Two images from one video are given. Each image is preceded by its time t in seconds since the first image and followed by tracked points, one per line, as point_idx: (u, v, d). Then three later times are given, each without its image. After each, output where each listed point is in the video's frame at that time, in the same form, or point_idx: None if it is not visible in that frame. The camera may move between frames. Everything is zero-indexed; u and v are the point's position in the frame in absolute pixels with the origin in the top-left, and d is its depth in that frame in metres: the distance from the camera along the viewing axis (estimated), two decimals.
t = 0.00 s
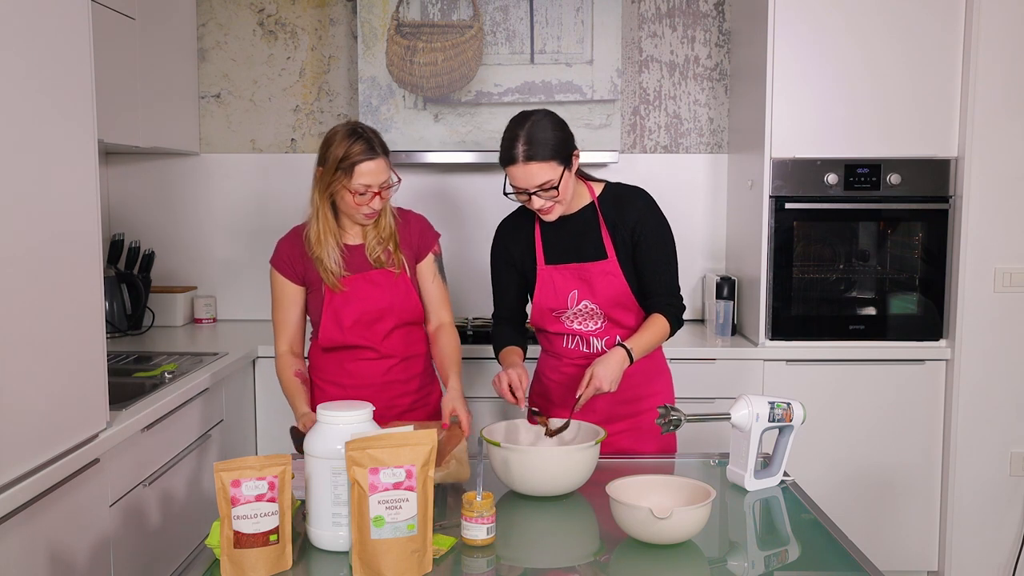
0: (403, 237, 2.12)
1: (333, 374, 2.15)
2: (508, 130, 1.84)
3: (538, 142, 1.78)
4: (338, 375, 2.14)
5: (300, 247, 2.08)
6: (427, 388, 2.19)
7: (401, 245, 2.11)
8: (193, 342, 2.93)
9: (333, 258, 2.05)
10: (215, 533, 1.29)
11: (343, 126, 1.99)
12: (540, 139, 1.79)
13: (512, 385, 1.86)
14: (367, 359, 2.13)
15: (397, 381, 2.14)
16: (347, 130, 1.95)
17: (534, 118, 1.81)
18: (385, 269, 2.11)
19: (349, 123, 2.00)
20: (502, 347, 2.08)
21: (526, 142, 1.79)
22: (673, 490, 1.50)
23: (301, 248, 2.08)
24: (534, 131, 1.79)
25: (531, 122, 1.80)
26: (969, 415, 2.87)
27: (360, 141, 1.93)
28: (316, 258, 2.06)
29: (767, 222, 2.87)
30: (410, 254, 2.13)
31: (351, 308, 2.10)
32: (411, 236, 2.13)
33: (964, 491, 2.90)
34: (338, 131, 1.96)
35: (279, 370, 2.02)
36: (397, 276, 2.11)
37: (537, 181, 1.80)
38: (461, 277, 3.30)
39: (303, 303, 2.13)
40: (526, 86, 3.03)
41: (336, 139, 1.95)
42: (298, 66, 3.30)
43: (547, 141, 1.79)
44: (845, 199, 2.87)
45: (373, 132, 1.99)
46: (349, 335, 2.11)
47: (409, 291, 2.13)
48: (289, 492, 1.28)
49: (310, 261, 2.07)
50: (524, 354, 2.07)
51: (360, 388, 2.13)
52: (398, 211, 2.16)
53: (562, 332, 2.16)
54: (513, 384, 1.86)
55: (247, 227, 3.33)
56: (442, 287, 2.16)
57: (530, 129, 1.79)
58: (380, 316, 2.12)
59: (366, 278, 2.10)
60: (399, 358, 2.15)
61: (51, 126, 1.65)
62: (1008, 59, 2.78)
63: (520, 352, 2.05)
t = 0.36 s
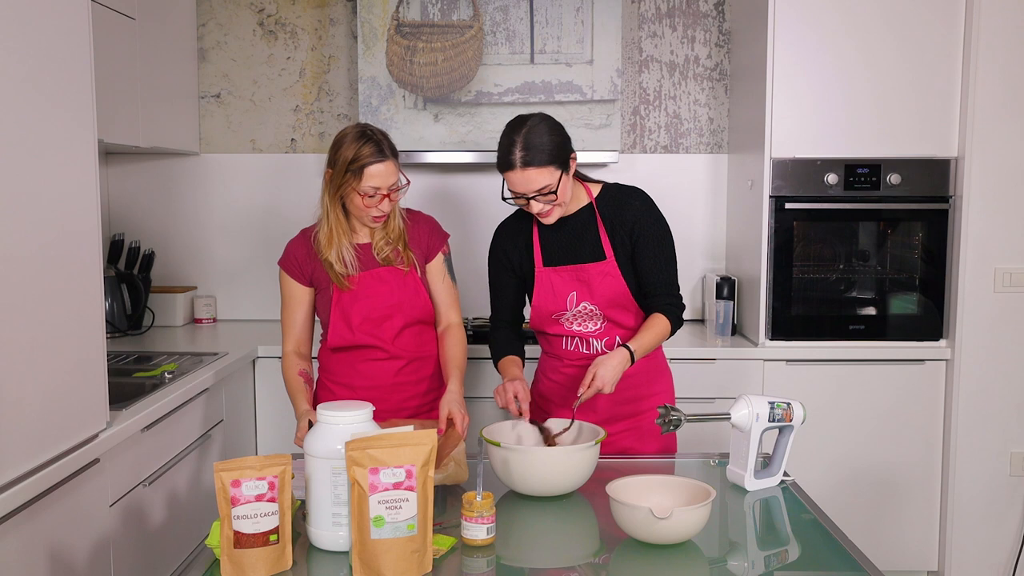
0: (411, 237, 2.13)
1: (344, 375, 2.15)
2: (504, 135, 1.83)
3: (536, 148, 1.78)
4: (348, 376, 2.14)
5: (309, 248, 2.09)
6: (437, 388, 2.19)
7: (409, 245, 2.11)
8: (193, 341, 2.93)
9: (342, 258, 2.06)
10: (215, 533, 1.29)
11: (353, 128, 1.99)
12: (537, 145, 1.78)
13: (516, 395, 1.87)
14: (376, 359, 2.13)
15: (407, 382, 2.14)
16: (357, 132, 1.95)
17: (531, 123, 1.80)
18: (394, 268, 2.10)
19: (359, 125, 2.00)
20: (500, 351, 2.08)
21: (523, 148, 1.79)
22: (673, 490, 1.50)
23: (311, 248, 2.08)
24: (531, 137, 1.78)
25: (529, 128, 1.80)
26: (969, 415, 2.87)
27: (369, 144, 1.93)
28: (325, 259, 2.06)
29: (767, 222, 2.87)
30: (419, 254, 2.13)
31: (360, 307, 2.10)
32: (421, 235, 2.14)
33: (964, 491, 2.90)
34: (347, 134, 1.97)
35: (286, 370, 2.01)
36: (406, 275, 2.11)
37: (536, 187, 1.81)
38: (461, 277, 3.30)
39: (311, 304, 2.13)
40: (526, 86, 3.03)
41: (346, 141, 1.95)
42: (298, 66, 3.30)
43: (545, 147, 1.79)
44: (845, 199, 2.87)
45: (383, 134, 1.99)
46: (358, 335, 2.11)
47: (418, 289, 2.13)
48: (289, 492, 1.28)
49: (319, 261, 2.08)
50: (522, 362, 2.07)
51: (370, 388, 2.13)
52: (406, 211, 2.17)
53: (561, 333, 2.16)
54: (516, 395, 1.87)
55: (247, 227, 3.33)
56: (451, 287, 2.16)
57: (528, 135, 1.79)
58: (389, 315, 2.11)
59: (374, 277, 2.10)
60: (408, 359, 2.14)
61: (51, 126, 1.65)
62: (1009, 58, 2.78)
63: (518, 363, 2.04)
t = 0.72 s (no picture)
0: (410, 238, 2.13)
1: (344, 376, 2.15)
2: (503, 152, 1.82)
3: (535, 166, 1.78)
4: (348, 377, 2.14)
5: (308, 249, 2.08)
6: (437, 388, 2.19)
7: (408, 245, 2.12)
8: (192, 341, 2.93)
9: (341, 260, 2.06)
10: (215, 533, 1.29)
11: (353, 130, 1.99)
12: (537, 163, 1.78)
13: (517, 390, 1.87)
14: (376, 359, 2.13)
15: (407, 382, 2.14)
16: (358, 135, 1.95)
17: (530, 140, 1.80)
18: (393, 269, 2.10)
19: (359, 128, 2.00)
20: (499, 355, 2.07)
21: (524, 166, 1.78)
22: (673, 490, 1.49)
23: (309, 250, 2.08)
24: (531, 155, 1.78)
25: (528, 145, 1.79)
26: (969, 414, 2.87)
27: (370, 147, 1.93)
28: (324, 260, 2.06)
29: (767, 222, 2.87)
30: (417, 254, 2.13)
31: (359, 308, 2.10)
32: (419, 236, 2.14)
33: (964, 491, 2.90)
34: (348, 136, 1.97)
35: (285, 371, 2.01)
36: (405, 275, 2.11)
37: (537, 205, 1.81)
38: (461, 277, 3.30)
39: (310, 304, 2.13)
40: (526, 86, 3.03)
41: (346, 143, 1.95)
42: (298, 66, 3.30)
43: (545, 163, 1.79)
44: (845, 200, 2.87)
45: (383, 137, 1.99)
46: (357, 336, 2.11)
47: (417, 290, 2.13)
48: (289, 492, 1.28)
49: (318, 262, 2.07)
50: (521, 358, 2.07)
51: (370, 388, 2.13)
52: (404, 212, 2.17)
53: (561, 336, 2.16)
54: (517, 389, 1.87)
55: (247, 228, 3.33)
56: (451, 287, 2.16)
57: (528, 154, 1.78)
58: (388, 315, 2.11)
59: (373, 277, 2.10)
60: (408, 359, 2.14)
61: (50, 126, 1.64)
62: (1009, 58, 2.78)
63: (516, 359, 2.04)
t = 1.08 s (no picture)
0: (408, 237, 2.13)
1: (342, 375, 2.15)
2: (500, 152, 1.83)
3: (532, 167, 1.78)
4: (346, 376, 2.14)
5: (306, 248, 2.08)
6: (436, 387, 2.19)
7: (406, 244, 2.12)
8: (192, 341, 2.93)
9: (339, 259, 2.06)
10: (215, 533, 1.29)
11: (351, 129, 1.99)
12: (534, 164, 1.78)
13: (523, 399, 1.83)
14: (374, 359, 2.13)
15: (405, 381, 2.14)
16: (356, 134, 1.95)
17: (527, 141, 1.80)
18: (390, 268, 2.10)
19: (357, 126, 2.00)
20: (502, 361, 2.07)
21: (519, 169, 1.78)
22: (673, 490, 1.49)
23: (307, 249, 2.08)
24: (528, 155, 1.78)
25: (524, 147, 1.79)
26: (969, 414, 2.87)
27: (368, 146, 1.93)
28: (322, 259, 2.06)
29: (767, 222, 2.87)
30: (415, 253, 2.13)
31: (357, 307, 2.10)
32: (417, 236, 2.14)
33: (964, 490, 2.90)
34: (345, 135, 1.96)
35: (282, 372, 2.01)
36: (403, 275, 2.11)
37: (532, 207, 1.81)
38: (461, 277, 3.30)
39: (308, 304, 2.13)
40: (526, 86, 3.03)
41: (344, 142, 1.95)
42: (298, 66, 3.30)
43: (541, 165, 1.79)
44: (845, 200, 2.87)
45: (381, 136, 1.99)
46: (356, 335, 2.11)
47: (415, 289, 2.13)
48: (289, 492, 1.28)
49: (316, 262, 2.07)
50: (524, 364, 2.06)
51: (369, 387, 2.13)
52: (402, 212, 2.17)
53: (560, 337, 2.16)
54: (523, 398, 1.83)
55: (247, 228, 3.33)
56: (449, 287, 2.17)
57: (524, 155, 1.78)
58: (386, 315, 2.12)
59: (371, 277, 2.10)
60: (407, 358, 2.14)
61: (51, 125, 1.65)
62: (1009, 58, 2.78)
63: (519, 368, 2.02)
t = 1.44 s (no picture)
0: (408, 238, 2.13)
1: (341, 376, 2.14)
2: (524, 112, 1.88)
3: (547, 114, 1.82)
4: (345, 377, 2.14)
5: (306, 248, 2.08)
6: (435, 388, 2.19)
7: (406, 245, 2.12)
8: (192, 341, 2.93)
9: (339, 258, 2.06)
10: (215, 533, 1.29)
11: (352, 127, 1.99)
12: (549, 113, 1.82)
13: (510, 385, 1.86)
14: (374, 359, 2.13)
15: (405, 382, 2.14)
16: (356, 133, 1.95)
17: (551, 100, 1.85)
18: (390, 268, 2.11)
19: (358, 125, 2.00)
20: (504, 350, 2.07)
21: (535, 113, 1.82)
22: (674, 490, 1.49)
23: (308, 248, 2.08)
24: (547, 106, 1.83)
25: (547, 102, 1.84)
26: (969, 414, 2.87)
27: (368, 145, 1.93)
28: (323, 258, 2.06)
29: (767, 222, 2.87)
30: (415, 253, 2.13)
31: (357, 307, 2.10)
32: (417, 236, 2.14)
33: (964, 490, 2.90)
34: (346, 133, 1.97)
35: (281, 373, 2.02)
36: (403, 275, 2.11)
37: (529, 150, 1.81)
38: (462, 277, 3.30)
39: (308, 305, 2.13)
40: (526, 86, 3.03)
41: (345, 141, 1.95)
42: (298, 66, 3.30)
43: (555, 119, 1.82)
44: (845, 200, 2.87)
45: (381, 135, 1.99)
46: (356, 336, 2.10)
47: (415, 290, 2.13)
48: (289, 492, 1.28)
49: (316, 261, 2.07)
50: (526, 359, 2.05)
51: (368, 388, 2.12)
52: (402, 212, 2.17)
53: (568, 334, 2.16)
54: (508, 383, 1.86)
55: (247, 227, 3.33)
56: (449, 288, 2.17)
57: (544, 106, 1.83)
58: (386, 315, 2.12)
59: (371, 277, 2.10)
60: (406, 358, 2.14)
61: (51, 125, 1.65)
62: (1009, 58, 2.78)
63: (521, 358, 2.02)
